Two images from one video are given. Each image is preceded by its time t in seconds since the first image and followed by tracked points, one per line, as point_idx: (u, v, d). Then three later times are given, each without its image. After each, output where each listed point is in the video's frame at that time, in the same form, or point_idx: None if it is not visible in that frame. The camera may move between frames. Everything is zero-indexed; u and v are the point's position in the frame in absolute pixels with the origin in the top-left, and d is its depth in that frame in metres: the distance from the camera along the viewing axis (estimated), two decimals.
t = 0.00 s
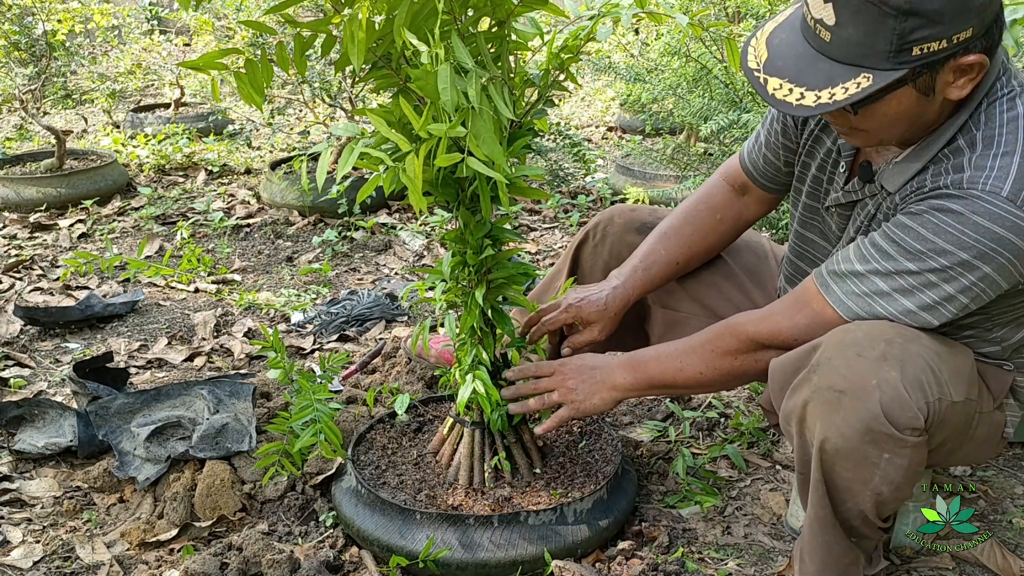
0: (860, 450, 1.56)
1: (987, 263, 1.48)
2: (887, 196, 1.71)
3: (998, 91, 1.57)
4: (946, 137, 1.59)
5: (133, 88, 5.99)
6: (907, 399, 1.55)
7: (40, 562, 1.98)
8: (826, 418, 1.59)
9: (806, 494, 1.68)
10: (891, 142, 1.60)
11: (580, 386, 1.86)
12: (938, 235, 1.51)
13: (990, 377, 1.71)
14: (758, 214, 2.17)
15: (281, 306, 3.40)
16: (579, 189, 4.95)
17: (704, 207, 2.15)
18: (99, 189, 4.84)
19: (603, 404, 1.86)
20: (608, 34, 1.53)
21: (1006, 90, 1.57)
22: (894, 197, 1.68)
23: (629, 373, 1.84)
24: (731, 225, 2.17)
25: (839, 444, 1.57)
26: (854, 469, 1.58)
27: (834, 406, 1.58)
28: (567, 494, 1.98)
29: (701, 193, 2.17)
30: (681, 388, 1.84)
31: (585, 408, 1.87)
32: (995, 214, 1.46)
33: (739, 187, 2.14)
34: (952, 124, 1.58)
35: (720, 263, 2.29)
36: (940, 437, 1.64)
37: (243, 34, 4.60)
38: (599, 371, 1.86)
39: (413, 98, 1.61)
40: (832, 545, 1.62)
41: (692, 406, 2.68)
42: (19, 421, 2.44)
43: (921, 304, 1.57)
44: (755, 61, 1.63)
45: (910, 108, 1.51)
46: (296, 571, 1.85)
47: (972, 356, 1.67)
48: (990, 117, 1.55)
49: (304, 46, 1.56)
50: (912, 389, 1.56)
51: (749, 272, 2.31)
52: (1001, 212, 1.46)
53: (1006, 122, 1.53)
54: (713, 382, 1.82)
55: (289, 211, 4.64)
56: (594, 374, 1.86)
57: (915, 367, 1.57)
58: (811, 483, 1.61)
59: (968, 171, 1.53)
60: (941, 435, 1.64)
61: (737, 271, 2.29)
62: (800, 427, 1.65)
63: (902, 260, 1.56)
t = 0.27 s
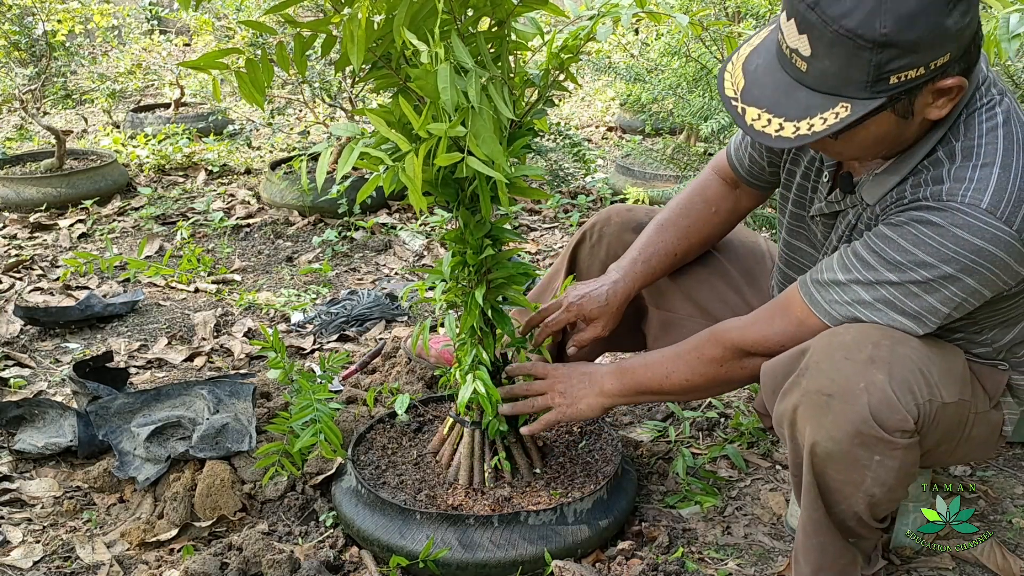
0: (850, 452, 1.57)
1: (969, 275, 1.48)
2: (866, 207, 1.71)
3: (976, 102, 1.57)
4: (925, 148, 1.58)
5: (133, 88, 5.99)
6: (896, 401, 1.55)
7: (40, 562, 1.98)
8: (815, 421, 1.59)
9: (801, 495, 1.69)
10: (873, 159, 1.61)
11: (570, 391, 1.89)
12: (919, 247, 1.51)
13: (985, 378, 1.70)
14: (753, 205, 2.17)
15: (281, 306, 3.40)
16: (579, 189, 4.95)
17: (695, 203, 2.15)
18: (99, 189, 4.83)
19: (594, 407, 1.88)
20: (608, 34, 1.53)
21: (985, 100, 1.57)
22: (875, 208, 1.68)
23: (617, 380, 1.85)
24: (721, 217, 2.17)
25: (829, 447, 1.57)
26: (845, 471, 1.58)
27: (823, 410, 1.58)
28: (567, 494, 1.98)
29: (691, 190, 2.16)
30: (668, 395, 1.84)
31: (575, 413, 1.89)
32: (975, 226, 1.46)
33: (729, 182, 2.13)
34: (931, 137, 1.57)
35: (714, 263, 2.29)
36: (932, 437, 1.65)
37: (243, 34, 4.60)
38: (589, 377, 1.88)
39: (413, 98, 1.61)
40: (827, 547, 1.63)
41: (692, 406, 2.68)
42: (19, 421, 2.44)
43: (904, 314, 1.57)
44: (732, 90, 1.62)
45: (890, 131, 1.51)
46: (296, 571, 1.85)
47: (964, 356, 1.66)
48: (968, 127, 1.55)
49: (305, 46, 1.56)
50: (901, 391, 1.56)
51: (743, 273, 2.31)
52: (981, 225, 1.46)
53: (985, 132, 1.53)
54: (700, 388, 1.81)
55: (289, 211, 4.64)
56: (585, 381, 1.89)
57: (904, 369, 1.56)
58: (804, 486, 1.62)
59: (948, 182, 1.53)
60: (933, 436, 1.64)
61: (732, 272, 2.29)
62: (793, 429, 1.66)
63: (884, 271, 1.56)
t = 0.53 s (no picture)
0: (850, 454, 1.57)
1: (963, 275, 1.48)
2: (856, 214, 1.72)
3: (961, 104, 1.58)
4: (913, 152, 1.58)
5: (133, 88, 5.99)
6: (896, 402, 1.55)
7: (40, 562, 1.98)
8: (816, 423, 1.59)
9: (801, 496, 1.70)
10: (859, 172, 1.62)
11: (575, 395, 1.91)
12: (912, 249, 1.51)
13: (984, 377, 1.70)
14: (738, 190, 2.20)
15: (280, 307, 3.40)
16: (579, 189, 4.95)
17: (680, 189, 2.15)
18: (99, 189, 4.83)
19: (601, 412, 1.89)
20: (608, 34, 1.53)
21: (968, 102, 1.58)
22: (865, 212, 1.68)
23: (620, 384, 1.85)
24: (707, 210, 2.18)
25: (829, 448, 1.58)
26: (846, 473, 1.58)
27: (823, 411, 1.58)
28: (567, 494, 1.98)
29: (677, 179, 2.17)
30: (668, 399, 1.83)
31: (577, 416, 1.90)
32: (967, 227, 1.46)
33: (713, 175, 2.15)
34: (919, 141, 1.57)
35: (711, 266, 2.29)
36: (932, 438, 1.65)
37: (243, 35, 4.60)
38: (593, 381, 1.90)
39: (413, 98, 1.61)
40: (827, 547, 1.63)
41: (692, 406, 2.68)
42: (19, 421, 2.44)
43: (900, 315, 1.57)
44: (713, 111, 1.62)
45: (872, 145, 1.52)
46: (296, 571, 1.85)
47: (963, 356, 1.67)
48: (954, 129, 1.55)
49: (305, 46, 1.56)
50: (900, 392, 1.56)
51: (740, 275, 2.30)
52: (973, 225, 1.46)
53: (971, 133, 1.54)
54: (699, 393, 1.81)
55: (289, 211, 4.64)
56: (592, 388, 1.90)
57: (904, 370, 1.57)
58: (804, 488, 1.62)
59: (937, 185, 1.52)
60: (933, 437, 1.64)
61: (728, 274, 2.29)
62: (793, 431, 1.66)
63: (878, 274, 1.56)
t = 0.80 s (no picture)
0: (850, 452, 1.57)
1: (962, 272, 1.48)
2: (853, 213, 1.72)
3: (957, 102, 1.57)
4: (910, 151, 1.58)
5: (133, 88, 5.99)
6: (896, 401, 1.56)
7: (40, 562, 1.98)
8: (816, 421, 1.59)
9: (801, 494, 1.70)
10: (858, 171, 1.62)
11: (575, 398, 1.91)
12: (910, 247, 1.51)
13: (984, 375, 1.71)
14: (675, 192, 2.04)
15: (281, 307, 3.40)
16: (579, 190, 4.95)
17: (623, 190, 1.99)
18: (99, 189, 4.83)
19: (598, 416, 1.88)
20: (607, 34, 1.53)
21: (964, 101, 1.58)
22: (863, 211, 1.68)
23: (621, 389, 1.85)
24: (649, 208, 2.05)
25: (829, 447, 1.58)
26: (845, 471, 1.59)
27: (823, 410, 1.58)
28: (567, 494, 1.98)
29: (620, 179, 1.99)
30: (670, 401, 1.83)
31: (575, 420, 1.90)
32: (964, 224, 1.46)
33: (660, 171, 1.99)
34: (914, 140, 1.57)
35: (713, 267, 2.30)
36: (932, 436, 1.65)
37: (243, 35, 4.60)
38: (593, 385, 1.91)
39: (413, 98, 1.61)
40: (827, 547, 1.63)
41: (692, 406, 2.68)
42: (19, 421, 2.44)
43: (898, 313, 1.57)
44: (711, 112, 1.62)
45: (868, 144, 1.52)
46: (296, 571, 1.85)
47: (963, 354, 1.67)
48: (950, 127, 1.55)
49: (305, 46, 1.56)
50: (900, 390, 1.56)
51: (741, 275, 2.30)
52: (970, 223, 1.46)
53: (968, 131, 1.53)
54: (701, 394, 1.81)
55: (289, 211, 4.64)
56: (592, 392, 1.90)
57: (904, 368, 1.57)
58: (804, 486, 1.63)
59: (935, 182, 1.52)
60: (932, 435, 1.65)
61: (730, 275, 2.29)
62: (793, 429, 1.66)
63: (876, 273, 1.56)
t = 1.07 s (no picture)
0: (846, 455, 1.57)
1: (957, 278, 1.49)
2: (845, 219, 1.71)
3: (946, 108, 1.57)
4: (901, 158, 1.57)
5: (133, 88, 5.99)
6: (892, 403, 1.56)
7: (40, 562, 1.98)
8: (812, 424, 1.60)
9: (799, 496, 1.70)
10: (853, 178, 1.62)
11: (559, 402, 1.90)
12: (905, 254, 1.51)
13: (981, 375, 1.71)
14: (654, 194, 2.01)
15: (281, 306, 3.40)
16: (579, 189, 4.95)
17: (604, 192, 1.93)
18: (99, 189, 4.83)
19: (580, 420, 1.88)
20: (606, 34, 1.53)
21: (953, 106, 1.57)
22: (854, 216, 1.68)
23: (606, 391, 1.85)
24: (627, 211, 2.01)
25: (825, 450, 1.58)
26: (842, 474, 1.59)
27: (819, 413, 1.59)
28: (567, 494, 1.98)
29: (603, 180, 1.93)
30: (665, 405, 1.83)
31: (559, 423, 1.88)
32: (958, 232, 1.47)
33: (641, 174, 1.94)
34: (904, 148, 1.57)
35: (711, 268, 2.29)
36: (929, 438, 1.65)
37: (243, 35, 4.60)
38: (578, 389, 1.89)
39: (413, 98, 1.61)
40: (825, 548, 1.63)
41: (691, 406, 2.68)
42: (19, 421, 2.44)
43: (894, 318, 1.57)
44: (702, 122, 1.63)
45: (860, 153, 1.52)
46: (296, 571, 1.85)
47: (960, 356, 1.67)
48: (940, 134, 1.55)
49: (305, 46, 1.56)
50: (896, 393, 1.56)
51: (739, 275, 2.28)
52: (964, 230, 1.46)
53: (958, 138, 1.53)
54: (695, 398, 1.81)
55: (289, 211, 4.64)
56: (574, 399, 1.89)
57: (899, 370, 1.57)
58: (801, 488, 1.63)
59: (927, 189, 1.53)
60: (930, 437, 1.65)
61: (727, 276, 2.28)
62: (790, 432, 1.66)
63: (871, 279, 1.56)
